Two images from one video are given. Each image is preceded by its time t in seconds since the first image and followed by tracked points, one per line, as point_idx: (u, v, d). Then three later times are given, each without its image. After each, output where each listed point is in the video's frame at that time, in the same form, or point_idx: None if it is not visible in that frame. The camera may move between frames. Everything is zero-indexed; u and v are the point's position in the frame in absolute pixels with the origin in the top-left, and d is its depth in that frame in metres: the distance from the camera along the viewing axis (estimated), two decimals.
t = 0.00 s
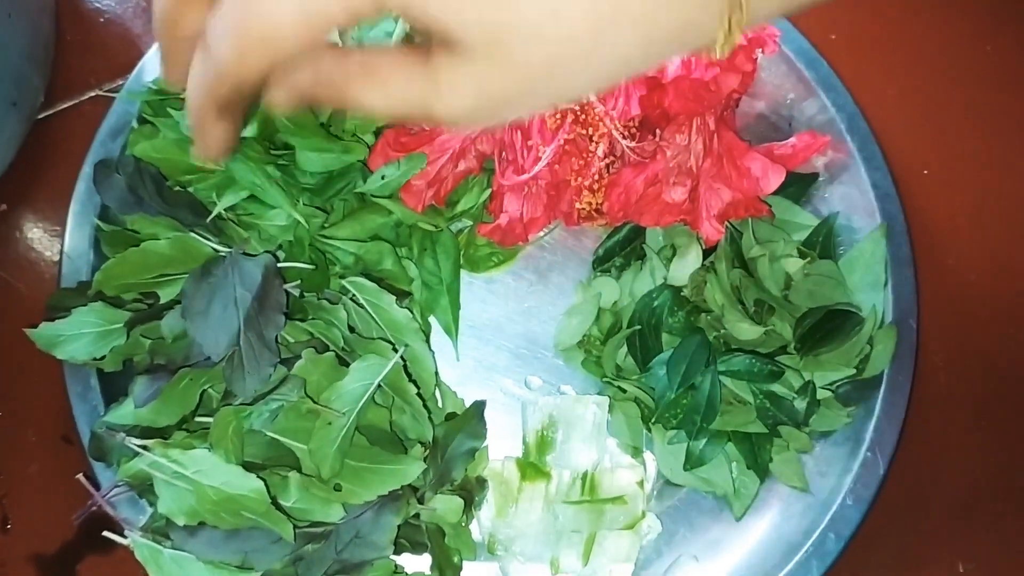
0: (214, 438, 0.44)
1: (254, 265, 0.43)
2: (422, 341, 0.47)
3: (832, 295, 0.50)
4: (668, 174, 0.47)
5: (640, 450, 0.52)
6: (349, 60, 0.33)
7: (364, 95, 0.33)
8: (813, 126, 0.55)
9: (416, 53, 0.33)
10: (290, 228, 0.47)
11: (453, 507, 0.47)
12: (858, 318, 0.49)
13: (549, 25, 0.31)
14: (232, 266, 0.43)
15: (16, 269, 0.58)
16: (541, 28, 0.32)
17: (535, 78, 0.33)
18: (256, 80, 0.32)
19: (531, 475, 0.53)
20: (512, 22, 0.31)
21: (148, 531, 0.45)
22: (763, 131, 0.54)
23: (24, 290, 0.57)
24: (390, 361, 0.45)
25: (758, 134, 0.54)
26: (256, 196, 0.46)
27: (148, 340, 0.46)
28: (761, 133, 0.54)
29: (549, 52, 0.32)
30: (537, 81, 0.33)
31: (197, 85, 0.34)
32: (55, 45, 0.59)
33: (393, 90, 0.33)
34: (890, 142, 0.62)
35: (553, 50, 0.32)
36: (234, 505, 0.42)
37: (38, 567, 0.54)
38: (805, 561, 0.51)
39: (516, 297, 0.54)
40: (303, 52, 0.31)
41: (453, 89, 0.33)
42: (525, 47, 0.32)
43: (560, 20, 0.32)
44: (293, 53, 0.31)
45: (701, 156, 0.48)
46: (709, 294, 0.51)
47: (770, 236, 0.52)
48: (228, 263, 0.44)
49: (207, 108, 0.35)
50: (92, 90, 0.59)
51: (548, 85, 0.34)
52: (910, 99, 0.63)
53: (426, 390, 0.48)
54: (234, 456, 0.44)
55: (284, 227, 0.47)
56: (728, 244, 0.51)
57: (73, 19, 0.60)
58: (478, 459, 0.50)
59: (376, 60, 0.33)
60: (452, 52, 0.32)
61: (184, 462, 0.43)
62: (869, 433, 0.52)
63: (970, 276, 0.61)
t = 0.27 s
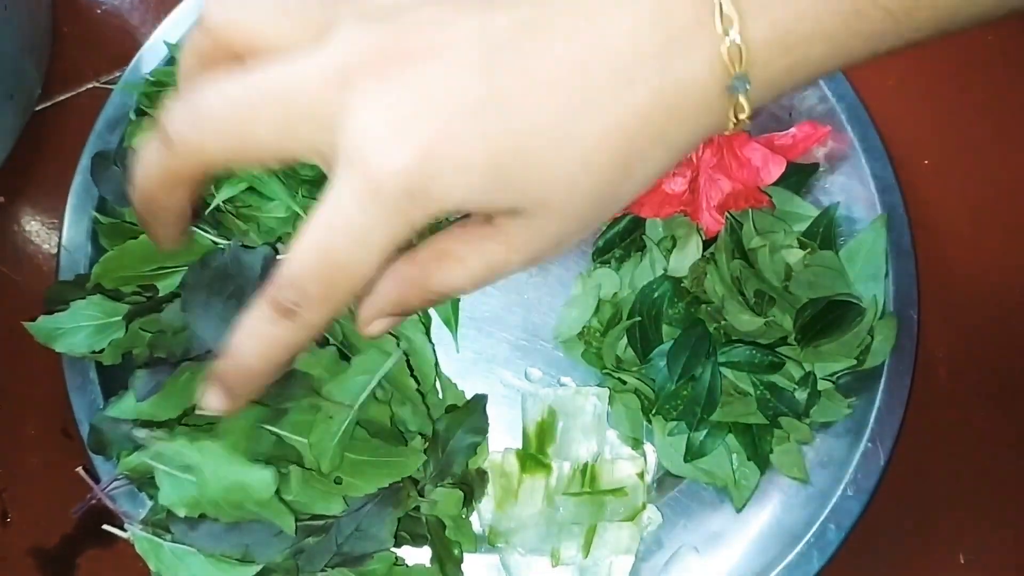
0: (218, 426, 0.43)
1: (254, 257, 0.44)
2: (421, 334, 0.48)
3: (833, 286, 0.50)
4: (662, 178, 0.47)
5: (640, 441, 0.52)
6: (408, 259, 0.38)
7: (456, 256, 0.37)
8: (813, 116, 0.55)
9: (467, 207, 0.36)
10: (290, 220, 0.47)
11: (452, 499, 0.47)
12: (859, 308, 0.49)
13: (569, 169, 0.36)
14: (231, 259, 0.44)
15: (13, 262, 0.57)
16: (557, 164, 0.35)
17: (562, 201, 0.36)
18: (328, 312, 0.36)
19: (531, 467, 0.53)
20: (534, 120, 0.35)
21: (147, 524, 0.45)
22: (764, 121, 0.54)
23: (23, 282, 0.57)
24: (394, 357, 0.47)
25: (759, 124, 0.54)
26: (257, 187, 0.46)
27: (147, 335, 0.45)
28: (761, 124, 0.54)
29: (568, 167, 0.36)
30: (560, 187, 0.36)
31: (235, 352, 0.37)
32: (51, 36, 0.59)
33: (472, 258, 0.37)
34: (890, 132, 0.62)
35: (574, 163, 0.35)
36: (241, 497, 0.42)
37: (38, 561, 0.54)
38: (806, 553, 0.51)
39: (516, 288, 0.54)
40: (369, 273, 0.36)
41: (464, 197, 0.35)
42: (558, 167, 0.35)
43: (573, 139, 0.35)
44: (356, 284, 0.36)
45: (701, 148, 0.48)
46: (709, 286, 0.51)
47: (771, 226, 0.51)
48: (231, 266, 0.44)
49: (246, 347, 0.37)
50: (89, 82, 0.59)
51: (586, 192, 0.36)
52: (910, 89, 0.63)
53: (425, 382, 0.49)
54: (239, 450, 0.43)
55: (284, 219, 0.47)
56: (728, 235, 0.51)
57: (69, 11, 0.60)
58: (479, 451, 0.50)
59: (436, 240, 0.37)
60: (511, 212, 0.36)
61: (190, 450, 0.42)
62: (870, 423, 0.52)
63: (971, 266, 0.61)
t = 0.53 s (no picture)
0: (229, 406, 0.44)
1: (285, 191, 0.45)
2: (434, 314, 0.48)
3: (837, 275, 0.49)
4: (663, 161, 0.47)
5: (642, 433, 0.52)
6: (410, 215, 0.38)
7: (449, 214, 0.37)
8: (816, 105, 0.55)
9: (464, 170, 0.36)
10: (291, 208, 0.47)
11: (454, 491, 0.46)
12: (861, 298, 0.49)
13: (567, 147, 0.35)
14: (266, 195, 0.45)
15: (10, 253, 0.57)
16: (554, 146, 0.35)
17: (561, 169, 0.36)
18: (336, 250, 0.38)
19: (531, 459, 0.52)
20: (534, 103, 0.34)
21: (144, 516, 0.45)
22: (767, 110, 0.54)
23: (20, 274, 0.57)
24: (415, 335, 0.47)
25: (762, 113, 0.54)
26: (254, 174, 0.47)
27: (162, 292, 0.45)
28: (764, 113, 0.54)
29: (572, 143, 0.35)
30: (559, 158, 0.36)
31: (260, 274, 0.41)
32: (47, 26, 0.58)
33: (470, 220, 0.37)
34: (892, 121, 0.62)
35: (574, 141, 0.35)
36: (232, 488, 0.42)
37: (35, 554, 0.54)
38: (809, 544, 0.50)
39: (516, 279, 0.54)
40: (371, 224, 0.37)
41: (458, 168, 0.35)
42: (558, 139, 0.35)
43: (575, 115, 0.35)
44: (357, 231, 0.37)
45: (702, 137, 0.47)
46: (712, 274, 0.50)
47: (773, 216, 0.51)
48: (265, 198, 0.45)
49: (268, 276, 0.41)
50: (86, 72, 0.59)
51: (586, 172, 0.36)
52: (913, 78, 0.62)
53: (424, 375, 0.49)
54: (227, 436, 0.43)
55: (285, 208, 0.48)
56: (731, 224, 0.50)
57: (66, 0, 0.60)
58: (479, 442, 0.50)
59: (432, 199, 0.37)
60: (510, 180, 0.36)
61: (182, 444, 0.42)
62: (874, 414, 0.51)
63: (975, 256, 0.60)
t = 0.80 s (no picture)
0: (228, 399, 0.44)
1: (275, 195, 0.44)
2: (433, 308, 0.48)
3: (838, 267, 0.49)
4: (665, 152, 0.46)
5: (642, 425, 0.51)
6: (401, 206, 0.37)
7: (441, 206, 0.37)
8: (818, 95, 0.54)
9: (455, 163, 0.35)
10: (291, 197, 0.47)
11: (453, 483, 0.47)
12: (863, 290, 0.48)
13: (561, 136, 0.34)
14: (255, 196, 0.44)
15: (6, 243, 0.57)
16: (548, 134, 0.34)
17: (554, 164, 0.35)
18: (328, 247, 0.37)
19: (531, 451, 0.52)
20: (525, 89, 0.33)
21: (143, 509, 0.44)
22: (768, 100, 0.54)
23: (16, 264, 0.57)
24: (414, 331, 0.46)
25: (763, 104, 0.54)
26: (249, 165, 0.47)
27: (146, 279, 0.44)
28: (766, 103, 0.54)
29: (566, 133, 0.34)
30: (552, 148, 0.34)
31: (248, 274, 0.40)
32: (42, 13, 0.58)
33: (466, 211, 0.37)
34: (894, 111, 0.61)
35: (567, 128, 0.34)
36: (231, 481, 0.41)
37: (33, 546, 0.54)
38: (809, 535, 0.50)
39: (515, 270, 0.53)
40: (365, 221, 0.36)
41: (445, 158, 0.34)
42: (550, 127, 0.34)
43: (568, 103, 0.34)
44: (352, 229, 0.36)
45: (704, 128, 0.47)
46: (713, 265, 0.50)
47: (775, 207, 0.51)
48: (255, 198, 0.44)
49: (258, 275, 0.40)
50: (81, 60, 0.58)
51: (578, 165, 0.35)
52: (914, 67, 0.62)
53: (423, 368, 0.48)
54: (227, 430, 0.43)
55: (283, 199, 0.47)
56: (732, 216, 0.50)
57: None
58: (479, 433, 0.50)
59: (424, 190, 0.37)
60: (502, 173, 0.35)
61: (182, 436, 0.42)
62: (874, 406, 0.51)
63: (975, 247, 0.60)
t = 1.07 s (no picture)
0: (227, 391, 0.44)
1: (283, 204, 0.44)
2: (434, 299, 0.48)
3: (838, 259, 0.49)
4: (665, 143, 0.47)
5: (642, 416, 0.51)
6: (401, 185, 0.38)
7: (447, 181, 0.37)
8: (818, 86, 0.54)
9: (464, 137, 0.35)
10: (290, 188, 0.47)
11: (452, 474, 0.47)
12: (864, 282, 0.48)
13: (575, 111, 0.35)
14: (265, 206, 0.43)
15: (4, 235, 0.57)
16: (561, 108, 0.35)
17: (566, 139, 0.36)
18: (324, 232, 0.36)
19: (531, 443, 0.52)
20: (544, 66, 0.34)
21: (142, 501, 0.44)
22: (769, 91, 0.54)
23: (14, 256, 0.56)
24: (414, 324, 0.46)
25: (765, 95, 0.53)
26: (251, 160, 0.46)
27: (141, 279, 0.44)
28: (766, 94, 0.53)
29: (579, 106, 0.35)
30: (559, 133, 0.35)
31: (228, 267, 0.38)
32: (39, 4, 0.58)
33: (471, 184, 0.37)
34: (895, 102, 0.61)
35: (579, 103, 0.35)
36: (230, 473, 0.42)
37: (31, 538, 0.54)
38: (809, 526, 0.50)
39: (515, 262, 0.53)
40: (366, 199, 0.35)
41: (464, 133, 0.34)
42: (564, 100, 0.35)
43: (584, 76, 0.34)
44: (352, 207, 0.35)
45: (704, 118, 0.48)
46: (712, 256, 0.50)
47: (775, 198, 0.51)
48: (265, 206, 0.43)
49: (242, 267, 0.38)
50: (79, 51, 0.58)
51: (591, 142, 0.36)
52: (916, 57, 0.62)
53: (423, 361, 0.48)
54: (226, 422, 0.43)
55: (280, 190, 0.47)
56: (732, 207, 0.50)
57: None
58: (479, 426, 0.50)
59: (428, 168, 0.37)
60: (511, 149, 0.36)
61: (180, 428, 0.42)
62: (875, 398, 0.51)
63: (976, 237, 0.60)
